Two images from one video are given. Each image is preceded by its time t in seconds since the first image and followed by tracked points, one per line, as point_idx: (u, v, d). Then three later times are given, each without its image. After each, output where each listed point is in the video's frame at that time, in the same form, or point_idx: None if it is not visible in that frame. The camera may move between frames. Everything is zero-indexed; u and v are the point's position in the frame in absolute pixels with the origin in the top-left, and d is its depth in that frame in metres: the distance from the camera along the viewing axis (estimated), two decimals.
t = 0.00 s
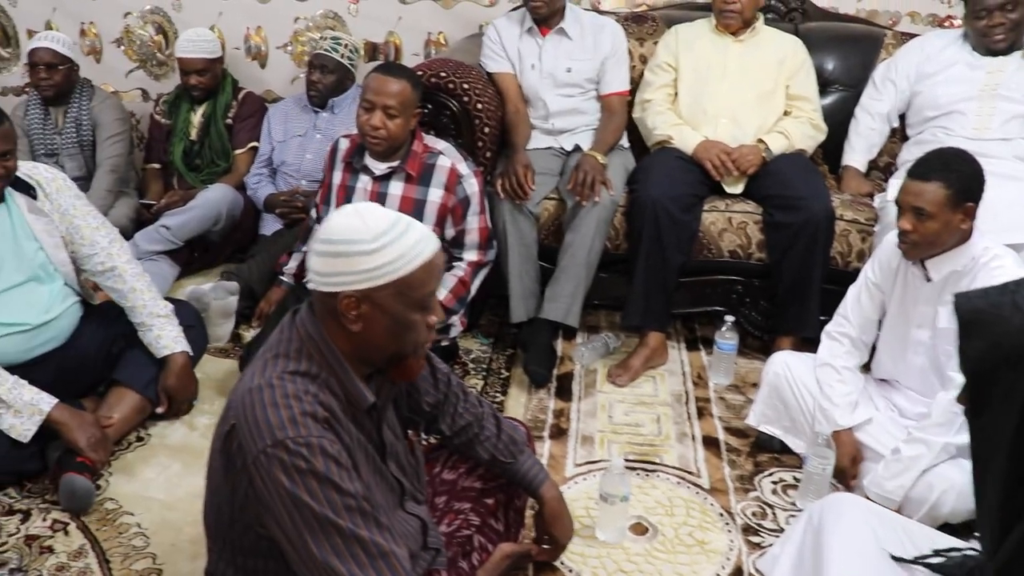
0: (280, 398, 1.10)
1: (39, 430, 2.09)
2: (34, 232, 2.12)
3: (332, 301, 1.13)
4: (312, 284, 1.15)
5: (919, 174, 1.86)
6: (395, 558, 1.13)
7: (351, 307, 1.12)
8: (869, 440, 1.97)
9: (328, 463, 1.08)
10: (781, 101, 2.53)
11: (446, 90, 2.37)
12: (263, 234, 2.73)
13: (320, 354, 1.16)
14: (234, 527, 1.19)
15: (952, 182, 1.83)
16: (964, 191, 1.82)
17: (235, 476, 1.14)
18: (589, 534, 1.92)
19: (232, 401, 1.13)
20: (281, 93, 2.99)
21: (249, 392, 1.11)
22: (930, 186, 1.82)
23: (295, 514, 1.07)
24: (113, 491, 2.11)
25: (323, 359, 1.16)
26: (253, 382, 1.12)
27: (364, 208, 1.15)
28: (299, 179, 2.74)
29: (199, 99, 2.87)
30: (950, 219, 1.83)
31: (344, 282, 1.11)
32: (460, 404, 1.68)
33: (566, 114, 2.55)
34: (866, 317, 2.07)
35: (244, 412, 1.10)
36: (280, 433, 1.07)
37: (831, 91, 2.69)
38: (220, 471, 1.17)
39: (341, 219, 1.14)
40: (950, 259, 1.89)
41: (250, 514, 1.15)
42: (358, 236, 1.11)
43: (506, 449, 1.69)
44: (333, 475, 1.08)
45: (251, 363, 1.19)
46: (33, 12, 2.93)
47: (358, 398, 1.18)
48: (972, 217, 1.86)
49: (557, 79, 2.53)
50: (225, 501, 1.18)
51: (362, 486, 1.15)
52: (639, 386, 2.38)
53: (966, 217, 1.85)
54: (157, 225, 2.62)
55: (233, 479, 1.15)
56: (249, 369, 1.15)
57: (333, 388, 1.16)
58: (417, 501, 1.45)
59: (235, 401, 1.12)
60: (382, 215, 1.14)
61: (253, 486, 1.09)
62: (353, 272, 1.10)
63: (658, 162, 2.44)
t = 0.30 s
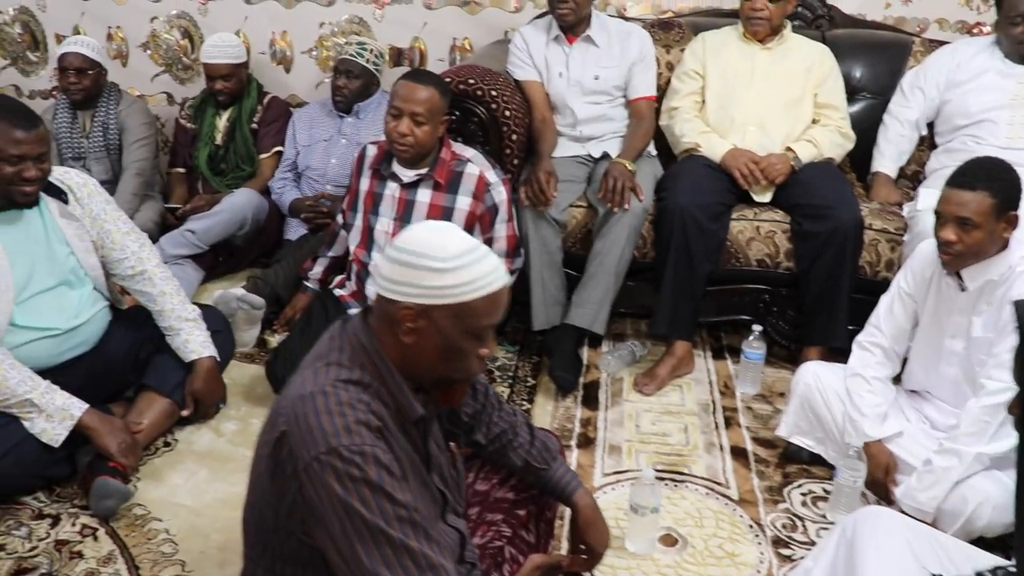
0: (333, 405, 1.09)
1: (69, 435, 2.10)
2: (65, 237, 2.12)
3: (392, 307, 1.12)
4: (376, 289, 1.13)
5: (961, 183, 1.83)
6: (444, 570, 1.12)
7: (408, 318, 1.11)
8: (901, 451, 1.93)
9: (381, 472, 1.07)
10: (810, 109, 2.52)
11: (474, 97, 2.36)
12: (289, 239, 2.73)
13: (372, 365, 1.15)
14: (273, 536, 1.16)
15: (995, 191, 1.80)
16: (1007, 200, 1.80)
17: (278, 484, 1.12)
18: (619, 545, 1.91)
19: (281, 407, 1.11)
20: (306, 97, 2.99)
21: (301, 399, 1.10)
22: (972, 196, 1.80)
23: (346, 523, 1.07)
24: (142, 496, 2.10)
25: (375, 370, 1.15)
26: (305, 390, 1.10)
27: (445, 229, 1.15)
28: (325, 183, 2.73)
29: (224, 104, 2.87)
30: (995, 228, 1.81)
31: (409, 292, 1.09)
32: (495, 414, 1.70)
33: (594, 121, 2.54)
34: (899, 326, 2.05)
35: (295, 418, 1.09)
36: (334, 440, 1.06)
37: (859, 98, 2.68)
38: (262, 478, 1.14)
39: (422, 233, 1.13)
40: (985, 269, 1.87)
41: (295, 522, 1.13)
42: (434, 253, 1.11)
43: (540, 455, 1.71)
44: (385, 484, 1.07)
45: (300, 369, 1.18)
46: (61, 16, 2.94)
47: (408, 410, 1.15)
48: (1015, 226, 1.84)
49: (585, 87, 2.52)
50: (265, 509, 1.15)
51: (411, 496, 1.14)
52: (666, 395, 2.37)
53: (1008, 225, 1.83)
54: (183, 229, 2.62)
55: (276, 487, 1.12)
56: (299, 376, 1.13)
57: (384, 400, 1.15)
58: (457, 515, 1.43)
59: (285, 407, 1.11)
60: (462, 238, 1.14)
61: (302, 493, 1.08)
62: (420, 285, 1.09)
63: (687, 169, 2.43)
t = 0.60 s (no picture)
0: (400, 421, 1.13)
1: (98, 438, 2.10)
2: (99, 239, 2.13)
3: (465, 336, 1.18)
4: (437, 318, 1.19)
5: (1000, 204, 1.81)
6: None
7: (480, 344, 1.17)
8: (938, 473, 1.90)
9: (445, 489, 1.12)
10: (843, 126, 2.50)
11: (507, 108, 2.36)
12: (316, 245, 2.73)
13: (433, 382, 1.20)
14: (324, 548, 1.18)
15: None
16: None
17: (337, 496, 1.15)
18: (647, 564, 1.89)
19: (344, 419, 1.15)
20: (335, 103, 2.99)
21: (366, 412, 1.13)
22: (1015, 218, 1.77)
23: (409, 538, 1.10)
24: (168, 500, 2.10)
25: (436, 387, 1.20)
26: (370, 404, 1.14)
27: (493, 244, 1.22)
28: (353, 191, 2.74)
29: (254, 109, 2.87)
30: None
31: (475, 318, 1.16)
32: (531, 431, 1.71)
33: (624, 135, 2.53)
34: (937, 346, 2.03)
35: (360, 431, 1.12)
36: (402, 456, 1.10)
37: (892, 115, 2.65)
38: (317, 489, 1.17)
39: (473, 255, 1.19)
40: None
41: (350, 536, 1.16)
42: (493, 274, 1.17)
43: (574, 471, 1.70)
44: (449, 501, 1.12)
45: (358, 384, 1.22)
46: (95, 19, 2.98)
47: (467, 426, 1.21)
48: None
49: (615, 101, 2.51)
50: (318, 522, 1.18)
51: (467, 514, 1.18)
52: (694, 411, 2.36)
53: None
54: (211, 233, 2.63)
55: (333, 499, 1.15)
56: (363, 388, 1.17)
57: (444, 417, 1.20)
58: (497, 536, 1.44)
59: (349, 419, 1.14)
60: (511, 254, 1.20)
61: (364, 507, 1.12)
62: (486, 308, 1.16)
63: (716, 183, 2.42)
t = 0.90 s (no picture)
0: (447, 435, 1.14)
1: (124, 442, 2.11)
2: (132, 244, 2.16)
3: (507, 358, 1.21)
4: (472, 343, 1.22)
5: None
6: None
7: (523, 362, 1.21)
8: (971, 501, 1.85)
9: (493, 504, 1.12)
10: (876, 145, 2.49)
11: (538, 120, 2.35)
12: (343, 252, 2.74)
13: (469, 395, 1.22)
14: (361, 565, 1.18)
15: None
16: None
17: (379, 513, 1.14)
18: None
19: (387, 434, 1.16)
20: (363, 111, 3.00)
21: (412, 425, 1.15)
22: None
23: (457, 554, 1.10)
24: (192, 507, 2.09)
25: (473, 400, 1.22)
26: (413, 418, 1.16)
27: (517, 262, 1.25)
28: (380, 199, 2.72)
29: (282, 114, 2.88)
30: None
31: (513, 339, 1.19)
32: (560, 448, 1.69)
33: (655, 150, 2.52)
34: (968, 370, 1.95)
35: (406, 445, 1.13)
36: (451, 471, 1.11)
37: (925, 135, 2.63)
38: (357, 505, 1.16)
39: (502, 275, 1.23)
40: None
41: (390, 554, 1.14)
42: (525, 291, 1.21)
43: (602, 490, 1.67)
44: (497, 516, 1.12)
45: (398, 401, 1.22)
46: (126, 23, 3.02)
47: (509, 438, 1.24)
48: None
49: (646, 117, 2.51)
50: (357, 538, 1.17)
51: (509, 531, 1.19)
52: (719, 430, 2.35)
53: None
54: (237, 238, 2.63)
55: (374, 515, 1.15)
56: (405, 404, 1.19)
57: (485, 432, 1.23)
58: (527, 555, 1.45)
59: (393, 433, 1.15)
60: (537, 269, 1.24)
61: (410, 523, 1.11)
62: (525, 326, 1.20)
63: (749, 202, 2.42)
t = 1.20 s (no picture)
0: (484, 448, 1.14)
1: (150, 444, 2.12)
2: (162, 244, 2.16)
3: (540, 368, 1.22)
4: (501, 357, 1.23)
5: None
6: None
7: (556, 371, 1.23)
8: (999, 530, 1.81)
9: (531, 518, 1.12)
10: (908, 164, 2.49)
11: (569, 131, 2.35)
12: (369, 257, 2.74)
13: (501, 407, 1.23)
14: None
15: None
16: None
17: (413, 526, 1.14)
18: None
19: (421, 446, 1.15)
20: (391, 116, 3.00)
21: (447, 437, 1.14)
22: None
23: (494, 568, 1.10)
24: (215, 512, 2.09)
25: (506, 411, 1.23)
26: (448, 429, 1.16)
27: (537, 272, 1.27)
28: (405, 206, 2.73)
29: (311, 117, 2.89)
30: None
31: (545, 348, 1.21)
32: (585, 463, 1.64)
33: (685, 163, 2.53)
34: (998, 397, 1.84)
35: (443, 458, 1.13)
36: (489, 484, 1.11)
37: (957, 154, 2.61)
38: (390, 518, 1.16)
39: (524, 287, 1.24)
40: None
41: (424, 567, 1.15)
42: (550, 300, 1.23)
43: (628, 507, 1.66)
44: (535, 531, 1.12)
45: (430, 411, 1.22)
46: (156, 25, 3.05)
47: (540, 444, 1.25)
48: None
49: (677, 129, 2.50)
50: (389, 551, 1.18)
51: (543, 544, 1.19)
52: (744, 447, 2.33)
53: None
54: (263, 242, 2.63)
55: (408, 529, 1.15)
56: (438, 415, 1.19)
57: (518, 441, 1.24)
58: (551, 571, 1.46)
59: (427, 446, 1.15)
60: (558, 277, 1.26)
61: (446, 537, 1.11)
62: (554, 335, 1.21)
63: (779, 219, 2.40)
